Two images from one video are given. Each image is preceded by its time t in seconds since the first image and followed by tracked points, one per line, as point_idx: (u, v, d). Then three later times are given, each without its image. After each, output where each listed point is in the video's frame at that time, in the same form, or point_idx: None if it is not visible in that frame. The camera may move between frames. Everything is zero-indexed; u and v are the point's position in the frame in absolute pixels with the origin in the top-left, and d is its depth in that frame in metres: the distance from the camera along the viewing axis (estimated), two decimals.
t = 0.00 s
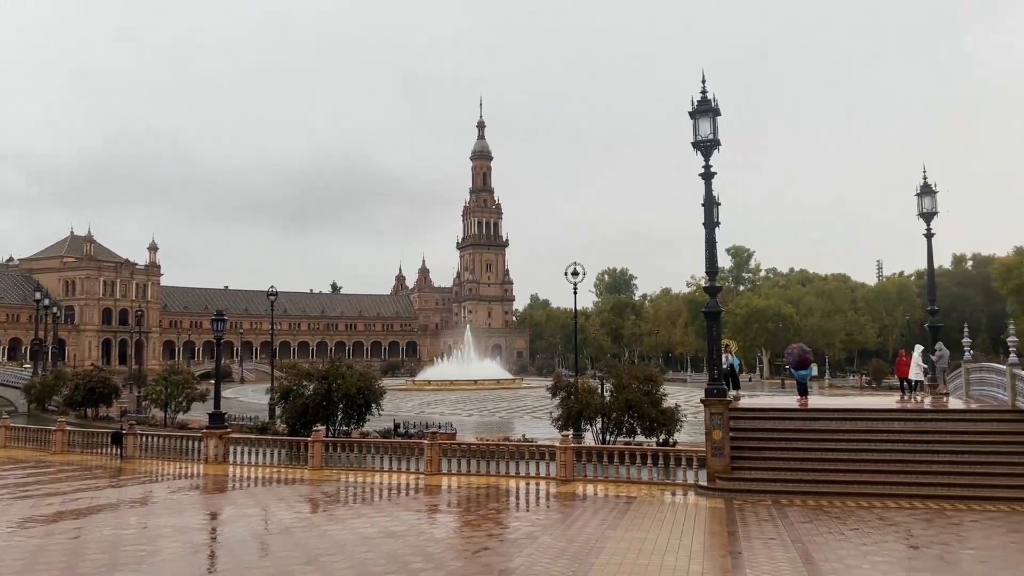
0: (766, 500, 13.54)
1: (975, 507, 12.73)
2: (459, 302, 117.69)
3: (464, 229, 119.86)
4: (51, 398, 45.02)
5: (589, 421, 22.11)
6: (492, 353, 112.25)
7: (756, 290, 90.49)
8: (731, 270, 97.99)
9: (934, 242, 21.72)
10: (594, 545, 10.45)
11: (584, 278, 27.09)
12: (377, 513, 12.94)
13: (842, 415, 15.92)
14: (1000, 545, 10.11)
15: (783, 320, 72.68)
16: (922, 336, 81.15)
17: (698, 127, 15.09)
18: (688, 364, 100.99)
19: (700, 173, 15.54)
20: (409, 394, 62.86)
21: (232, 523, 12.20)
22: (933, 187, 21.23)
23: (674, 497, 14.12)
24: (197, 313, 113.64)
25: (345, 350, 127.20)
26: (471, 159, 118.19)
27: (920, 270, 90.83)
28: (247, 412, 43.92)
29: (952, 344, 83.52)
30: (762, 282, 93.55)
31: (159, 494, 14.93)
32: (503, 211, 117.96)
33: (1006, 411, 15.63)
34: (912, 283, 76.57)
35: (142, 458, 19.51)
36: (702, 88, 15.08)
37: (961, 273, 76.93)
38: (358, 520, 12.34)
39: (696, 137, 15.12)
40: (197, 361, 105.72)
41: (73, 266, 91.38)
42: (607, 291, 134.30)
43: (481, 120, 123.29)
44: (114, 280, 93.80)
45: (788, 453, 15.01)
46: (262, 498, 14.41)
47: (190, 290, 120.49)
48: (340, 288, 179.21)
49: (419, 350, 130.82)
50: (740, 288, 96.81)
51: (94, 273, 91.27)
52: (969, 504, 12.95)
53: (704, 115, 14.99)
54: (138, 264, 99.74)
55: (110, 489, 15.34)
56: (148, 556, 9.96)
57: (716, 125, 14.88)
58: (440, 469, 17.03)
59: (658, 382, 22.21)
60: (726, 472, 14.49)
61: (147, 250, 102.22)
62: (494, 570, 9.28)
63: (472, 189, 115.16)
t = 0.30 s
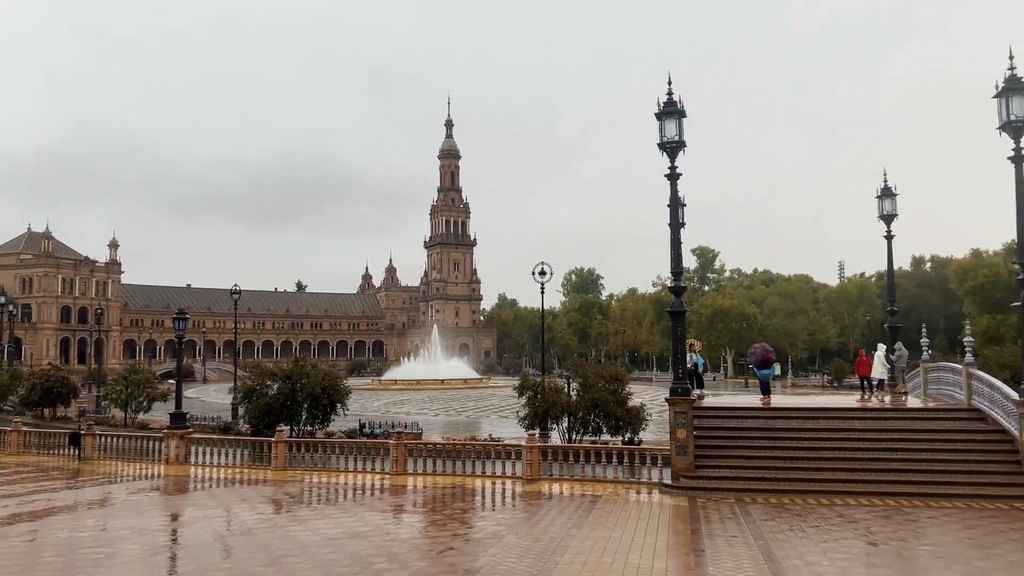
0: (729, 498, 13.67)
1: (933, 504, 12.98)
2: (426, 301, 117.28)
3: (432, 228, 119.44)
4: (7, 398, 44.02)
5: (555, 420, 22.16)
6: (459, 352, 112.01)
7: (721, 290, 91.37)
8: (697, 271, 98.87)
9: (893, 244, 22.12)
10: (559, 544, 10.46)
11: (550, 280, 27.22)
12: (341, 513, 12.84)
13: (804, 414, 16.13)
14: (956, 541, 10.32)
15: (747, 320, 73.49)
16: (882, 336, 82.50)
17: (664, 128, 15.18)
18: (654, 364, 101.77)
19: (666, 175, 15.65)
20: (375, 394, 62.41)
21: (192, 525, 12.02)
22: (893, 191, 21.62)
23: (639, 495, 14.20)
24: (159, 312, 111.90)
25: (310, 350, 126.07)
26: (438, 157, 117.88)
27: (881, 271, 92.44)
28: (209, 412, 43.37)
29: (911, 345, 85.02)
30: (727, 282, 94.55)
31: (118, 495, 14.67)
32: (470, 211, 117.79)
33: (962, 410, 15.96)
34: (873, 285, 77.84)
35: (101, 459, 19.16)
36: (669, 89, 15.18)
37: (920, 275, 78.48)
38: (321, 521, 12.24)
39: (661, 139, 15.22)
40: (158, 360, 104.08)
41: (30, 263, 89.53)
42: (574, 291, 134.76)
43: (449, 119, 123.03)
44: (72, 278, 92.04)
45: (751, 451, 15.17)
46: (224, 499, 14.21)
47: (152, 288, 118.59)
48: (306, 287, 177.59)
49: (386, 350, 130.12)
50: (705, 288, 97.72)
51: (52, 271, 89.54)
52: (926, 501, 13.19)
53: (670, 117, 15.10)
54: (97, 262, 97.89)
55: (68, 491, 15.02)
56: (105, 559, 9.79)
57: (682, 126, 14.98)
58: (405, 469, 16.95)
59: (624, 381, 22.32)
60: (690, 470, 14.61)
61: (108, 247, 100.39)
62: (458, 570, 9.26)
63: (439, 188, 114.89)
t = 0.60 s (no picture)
0: (689, 497, 13.79)
1: (887, 501, 13.23)
2: (388, 300, 116.66)
3: (395, 227, 118.84)
4: None
5: (518, 419, 22.16)
6: (422, 352, 111.57)
7: (682, 291, 92.25)
8: (658, 271, 99.70)
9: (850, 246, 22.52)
10: (521, 544, 10.46)
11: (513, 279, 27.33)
12: (300, 515, 12.71)
13: (762, 414, 16.33)
14: (909, 538, 10.52)
15: (707, 320, 74.30)
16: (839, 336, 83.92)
17: (627, 130, 15.27)
18: (616, 363, 102.41)
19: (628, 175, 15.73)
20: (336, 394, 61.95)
21: (147, 527, 11.79)
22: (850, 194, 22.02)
23: (600, 494, 14.25)
24: (114, 310, 109.84)
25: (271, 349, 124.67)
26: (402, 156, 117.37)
27: (838, 273, 94.09)
28: (165, 413, 42.77)
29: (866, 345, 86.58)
30: (688, 282, 95.52)
31: (71, 497, 14.33)
32: (434, 210, 117.45)
33: (915, 408, 16.30)
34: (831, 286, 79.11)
35: (54, 460, 18.72)
36: (631, 91, 15.27)
37: (875, 276, 80.00)
38: (280, 523, 12.10)
39: (624, 140, 15.29)
40: (114, 360, 102.15)
41: None
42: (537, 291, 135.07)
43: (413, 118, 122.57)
44: (25, 275, 89.98)
45: (711, 450, 15.32)
46: (181, 501, 13.97)
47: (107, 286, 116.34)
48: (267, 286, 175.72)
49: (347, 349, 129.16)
50: (667, 289, 98.59)
51: (3, 268, 87.54)
52: (880, 498, 13.45)
53: (633, 118, 15.19)
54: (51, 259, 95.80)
55: (18, 494, 14.64)
56: (57, 563, 9.55)
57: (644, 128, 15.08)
58: (367, 469, 16.83)
59: (586, 380, 22.40)
60: (651, 469, 14.70)
61: (62, 244, 98.29)
62: (420, 570, 9.22)
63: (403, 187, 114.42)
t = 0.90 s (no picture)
0: (647, 494, 13.90)
1: (840, 499, 13.47)
2: (347, 298, 115.70)
3: (354, 225, 117.81)
4: None
5: (477, 418, 22.14)
6: (380, 351, 110.83)
7: (641, 290, 92.96)
8: (617, 271, 100.30)
9: (804, 246, 22.89)
10: (479, 543, 10.44)
11: (474, 279, 27.64)
12: (255, 515, 12.54)
13: (718, 413, 16.55)
14: (859, 533, 10.74)
15: (665, 319, 74.96)
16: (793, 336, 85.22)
17: (587, 130, 15.33)
18: (575, 362, 102.81)
19: (588, 176, 15.80)
20: (294, 393, 61.23)
21: (96, 530, 11.53)
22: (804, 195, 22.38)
23: (559, 493, 14.29)
24: (64, 308, 107.32)
25: (226, 348, 122.91)
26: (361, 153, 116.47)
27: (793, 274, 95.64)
28: (117, 412, 41.90)
29: (820, 345, 87.95)
30: (647, 282, 96.28)
31: (18, 500, 13.95)
32: (393, 207, 116.69)
33: (866, 406, 16.62)
34: (786, 286, 80.26)
35: None
36: (591, 92, 15.34)
37: (829, 277, 81.50)
38: (235, 524, 11.93)
39: (584, 140, 15.36)
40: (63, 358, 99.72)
41: None
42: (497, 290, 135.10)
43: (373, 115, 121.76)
44: None
45: (668, 448, 15.46)
46: (132, 503, 13.68)
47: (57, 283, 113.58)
48: (223, 283, 173.19)
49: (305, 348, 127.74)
50: (626, 288, 99.22)
51: None
52: (833, 495, 13.70)
53: (593, 119, 15.25)
54: None
55: None
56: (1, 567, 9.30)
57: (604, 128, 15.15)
58: (323, 469, 16.68)
59: (546, 379, 22.45)
60: (609, 467, 14.80)
61: (9, 240, 95.75)
62: (377, 571, 9.16)
63: (362, 184, 113.51)
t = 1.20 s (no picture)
0: (604, 492, 13.98)
1: (792, 495, 13.70)
2: (303, 296, 114.44)
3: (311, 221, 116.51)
4: None
5: (435, 417, 22.02)
6: (337, 349, 109.84)
7: (599, 290, 93.43)
8: (576, 270, 100.71)
9: (759, 247, 23.21)
10: (436, 542, 10.39)
11: (432, 278, 27.56)
12: (208, 516, 12.33)
13: (675, 411, 16.70)
14: (811, 529, 10.92)
15: (623, 318, 75.49)
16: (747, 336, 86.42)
17: (546, 129, 15.34)
18: (534, 360, 103.04)
19: (547, 174, 15.81)
20: (248, 392, 60.33)
21: (42, 532, 11.22)
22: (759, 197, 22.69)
23: (517, 491, 14.29)
24: (9, 304, 104.40)
25: (179, 346, 120.85)
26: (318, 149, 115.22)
27: (747, 274, 97.06)
28: (64, 412, 40.86)
29: (774, 344, 89.31)
30: (605, 282, 96.86)
31: None
32: (351, 204, 115.66)
33: (818, 404, 16.92)
34: (741, 286, 81.31)
35: None
36: (551, 91, 15.36)
37: (782, 277, 82.82)
38: (187, 524, 11.71)
39: (544, 140, 15.38)
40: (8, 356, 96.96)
41: None
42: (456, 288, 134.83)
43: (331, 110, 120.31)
44: None
45: (625, 446, 15.57)
46: (80, 504, 13.34)
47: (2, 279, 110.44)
48: (176, 280, 170.13)
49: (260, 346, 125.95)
50: (584, 288, 99.63)
51: None
52: (786, 492, 13.93)
53: (552, 118, 15.27)
54: None
55: None
56: None
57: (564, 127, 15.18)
58: (278, 469, 16.45)
59: (504, 378, 22.47)
60: (566, 465, 14.85)
61: None
62: (332, 571, 9.07)
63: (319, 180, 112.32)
